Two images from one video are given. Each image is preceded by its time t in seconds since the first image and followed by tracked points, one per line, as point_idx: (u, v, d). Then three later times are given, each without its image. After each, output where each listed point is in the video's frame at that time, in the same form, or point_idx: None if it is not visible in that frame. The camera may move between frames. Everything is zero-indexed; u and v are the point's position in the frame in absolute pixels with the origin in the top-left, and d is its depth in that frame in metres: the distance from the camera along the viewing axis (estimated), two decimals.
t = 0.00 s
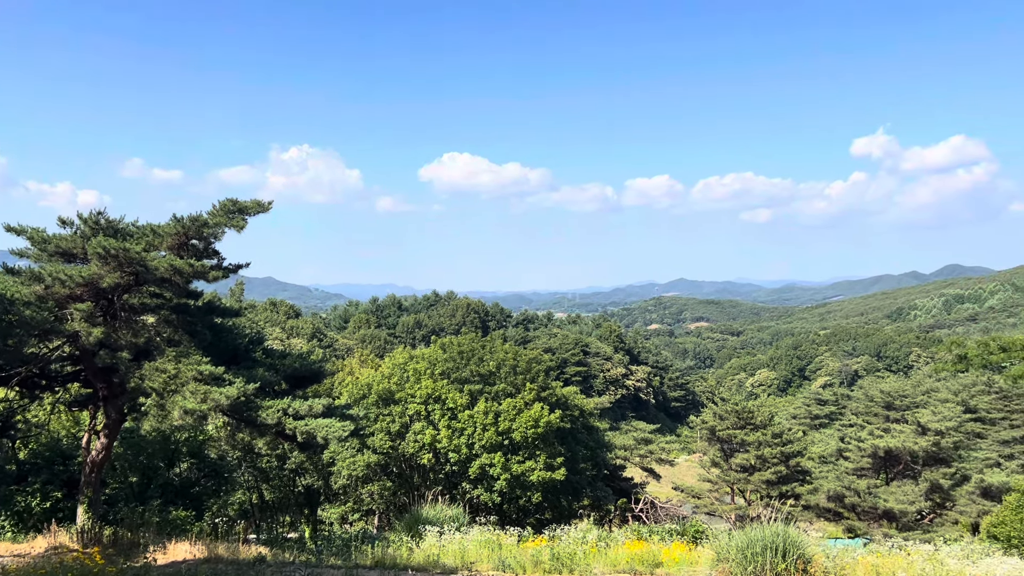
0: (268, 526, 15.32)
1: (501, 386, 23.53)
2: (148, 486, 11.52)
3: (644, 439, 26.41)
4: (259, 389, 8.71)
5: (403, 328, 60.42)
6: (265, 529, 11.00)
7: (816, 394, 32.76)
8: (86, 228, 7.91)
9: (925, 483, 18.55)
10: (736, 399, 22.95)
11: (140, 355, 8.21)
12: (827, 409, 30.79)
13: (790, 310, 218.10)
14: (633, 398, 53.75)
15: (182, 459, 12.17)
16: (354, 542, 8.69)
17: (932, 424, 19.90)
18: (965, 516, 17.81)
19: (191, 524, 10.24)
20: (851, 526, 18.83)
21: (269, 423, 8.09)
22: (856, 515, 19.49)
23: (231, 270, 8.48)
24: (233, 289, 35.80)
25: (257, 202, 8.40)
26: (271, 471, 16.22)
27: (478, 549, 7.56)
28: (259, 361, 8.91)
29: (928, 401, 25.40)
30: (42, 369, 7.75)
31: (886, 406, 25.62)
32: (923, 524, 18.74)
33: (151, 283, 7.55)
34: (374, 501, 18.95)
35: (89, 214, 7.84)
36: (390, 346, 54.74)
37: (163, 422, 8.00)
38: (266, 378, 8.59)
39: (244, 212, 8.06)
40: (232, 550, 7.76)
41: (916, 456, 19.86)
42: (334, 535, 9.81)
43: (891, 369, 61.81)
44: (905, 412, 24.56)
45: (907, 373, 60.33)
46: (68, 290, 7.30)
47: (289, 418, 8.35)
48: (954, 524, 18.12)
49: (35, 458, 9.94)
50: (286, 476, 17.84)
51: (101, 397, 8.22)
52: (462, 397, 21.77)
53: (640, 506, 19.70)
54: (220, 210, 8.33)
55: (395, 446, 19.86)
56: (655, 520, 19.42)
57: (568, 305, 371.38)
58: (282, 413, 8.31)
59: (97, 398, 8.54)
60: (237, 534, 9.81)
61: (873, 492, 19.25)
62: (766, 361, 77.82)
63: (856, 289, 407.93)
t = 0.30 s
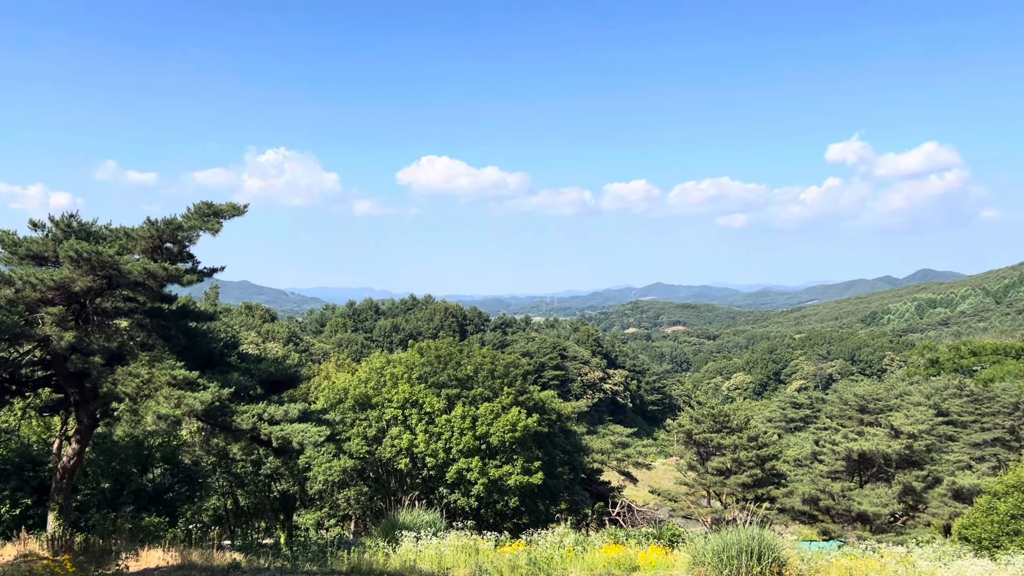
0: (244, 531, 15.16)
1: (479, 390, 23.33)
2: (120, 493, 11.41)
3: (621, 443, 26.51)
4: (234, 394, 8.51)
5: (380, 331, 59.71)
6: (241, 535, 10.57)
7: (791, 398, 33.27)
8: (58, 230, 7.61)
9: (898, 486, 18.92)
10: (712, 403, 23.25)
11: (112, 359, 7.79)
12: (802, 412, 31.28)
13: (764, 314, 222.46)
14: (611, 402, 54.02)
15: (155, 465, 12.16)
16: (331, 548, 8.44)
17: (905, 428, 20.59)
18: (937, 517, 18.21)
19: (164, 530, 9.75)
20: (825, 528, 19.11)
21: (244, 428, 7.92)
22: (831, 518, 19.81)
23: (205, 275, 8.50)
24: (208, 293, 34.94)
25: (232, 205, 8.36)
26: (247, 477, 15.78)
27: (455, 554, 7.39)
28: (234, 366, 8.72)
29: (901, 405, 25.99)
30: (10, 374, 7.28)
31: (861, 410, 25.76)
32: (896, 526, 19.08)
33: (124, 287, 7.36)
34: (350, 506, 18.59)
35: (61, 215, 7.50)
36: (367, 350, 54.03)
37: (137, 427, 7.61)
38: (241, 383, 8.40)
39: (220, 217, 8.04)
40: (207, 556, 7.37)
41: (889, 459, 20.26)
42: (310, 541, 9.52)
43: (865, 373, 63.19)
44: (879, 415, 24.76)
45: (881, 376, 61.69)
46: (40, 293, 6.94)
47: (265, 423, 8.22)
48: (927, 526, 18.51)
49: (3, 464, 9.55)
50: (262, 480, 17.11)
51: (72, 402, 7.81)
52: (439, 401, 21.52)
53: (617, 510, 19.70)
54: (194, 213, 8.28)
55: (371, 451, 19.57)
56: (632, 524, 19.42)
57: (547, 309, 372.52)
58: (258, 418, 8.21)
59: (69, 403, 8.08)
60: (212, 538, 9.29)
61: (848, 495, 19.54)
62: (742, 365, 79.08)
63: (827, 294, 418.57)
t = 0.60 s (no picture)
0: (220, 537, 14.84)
1: (457, 394, 23.14)
2: (94, 498, 11.24)
3: (600, 446, 26.57)
4: (210, 399, 8.21)
5: (358, 335, 59.01)
6: (217, 541, 10.43)
7: (768, 401, 33.74)
8: (31, 233, 7.29)
9: (873, 489, 19.28)
10: (690, 406, 23.47)
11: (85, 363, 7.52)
12: (778, 416, 31.75)
13: (741, 318, 226.06)
14: (590, 406, 54.25)
15: (129, 470, 12.13)
16: (307, 553, 8.27)
17: (881, 431, 21.15)
18: (911, 520, 18.59)
19: (139, 537, 9.44)
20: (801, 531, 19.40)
21: (220, 433, 7.68)
22: (807, 521, 20.07)
23: (182, 278, 8.16)
24: (184, 296, 34.19)
25: (209, 207, 8.25)
26: (223, 482, 15.35)
27: (434, 559, 7.26)
28: (210, 369, 8.41)
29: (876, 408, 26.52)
30: None
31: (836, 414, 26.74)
32: (871, 528, 19.44)
33: (99, 290, 7.04)
34: (329, 512, 18.47)
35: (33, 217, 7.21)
36: (346, 354, 53.34)
37: (109, 433, 7.30)
38: (218, 387, 8.08)
39: (197, 222, 8.03)
40: (183, 561, 7.22)
41: (865, 462, 20.63)
42: (286, 546, 9.33)
43: (841, 376, 64.41)
44: (855, 419, 25.71)
45: (856, 380, 62.94)
46: (11, 297, 6.65)
47: (241, 427, 8.00)
48: (901, 528, 18.88)
49: None
50: (238, 485, 16.67)
51: (44, 407, 7.48)
52: (418, 405, 21.29)
53: (595, 513, 19.72)
54: (169, 215, 8.06)
55: (349, 455, 19.28)
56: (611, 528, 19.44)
57: (527, 313, 373.37)
58: (234, 423, 7.99)
59: (41, 408, 7.78)
60: (187, 545, 9.15)
61: (824, 498, 19.85)
62: (720, 368, 80.20)
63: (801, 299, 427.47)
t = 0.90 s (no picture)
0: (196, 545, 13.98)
1: (438, 398, 22.89)
2: (68, 503, 11.20)
3: (580, 450, 26.55)
4: (187, 403, 8.12)
5: (338, 339, 58.25)
6: (193, 548, 10.62)
7: (746, 406, 34.15)
8: (5, 234, 7.00)
9: (851, 492, 19.56)
10: (670, 410, 23.63)
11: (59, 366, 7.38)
12: (757, 419, 32.13)
13: (719, 323, 229.17)
14: (570, 410, 54.35)
15: (104, 475, 12.00)
16: (285, 559, 8.08)
17: (858, 435, 21.62)
18: (888, 523, 18.92)
19: (114, 541, 9.57)
20: (779, 534, 19.78)
21: (197, 437, 7.43)
22: (785, 525, 20.46)
23: (159, 280, 8.10)
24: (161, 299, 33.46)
25: (189, 210, 8.11)
26: (200, 486, 14.98)
27: (413, 563, 7.10)
28: (188, 373, 8.28)
29: (853, 412, 26.97)
30: None
31: (815, 418, 26.81)
32: (849, 531, 19.72)
33: (75, 293, 6.79)
34: (307, 518, 17.98)
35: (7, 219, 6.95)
36: (325, 358, 52.59)
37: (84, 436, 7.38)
38: (195, 391, 7.99)
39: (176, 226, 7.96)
40: (158, 567, 6.91)
41: (842, 466, 20.95)
42: (264, 551, 9.14)
43: (819, 380, 65.49)
44: (831, 423, 26.13)
45: (834, 384, 64.07)
46: None
47: (219, 431, 7.79)
48: (877, 531, 19.21)
49: None
50: (215, 491, 15.95)
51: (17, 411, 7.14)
52: (398, 409, 21.03)
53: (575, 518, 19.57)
54: (147, 218, 7.80)
55: (328, 459, 18.97)
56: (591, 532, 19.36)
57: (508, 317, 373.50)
58: (211, 427, 7.79)
59: (12, 411, 7.37)
60: (164, 551, 8.91)
61: (802, 502, 20.03)
62: (699, 372, 81.14)
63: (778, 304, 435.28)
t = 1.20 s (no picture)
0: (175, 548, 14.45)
1: (419, 402, 22.66)
2: (44, 508, 10.69)
3: (562, 454, 26.52)
4: (166, 407, 8.03)
5: (319, 342, 57.57)
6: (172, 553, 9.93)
7: (727, 409, 34.46)
8: None
9: (830, 496, 19.77)
10: (651, 414, 23.78)
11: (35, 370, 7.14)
12: (737, 423, 32.44)
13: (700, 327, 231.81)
14: (552, 414, 54.36)
15: (81, 479, 11.48)
16: (264, 563, 7.92)
17: (837, 439, 21.87)
18: (867, 526, 19.20)
19: (91, 547, 9.01)
20: (760, 538, 19.91)
21: (176, 441, 7.35)
22: (766, 529, 20.59)
23: (138, 282, 8.26)
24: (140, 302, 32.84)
25: (168, 211, 8.47)
26: (179, 492, 14.65)
27: (393, 567, 6.98)
28: (167, 377, 8.20)
29: (832, 416, 27.35)
30: None
31: (794, 421, 27.21)
32: (828, 535, 19.92)
33: (51, 295, 6.92)
34: (286, 522, 17.74)
35: None
36: (307, 362, 51.91)
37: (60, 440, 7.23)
38: (174, 395, 7.91)
39: (156, 227, 8.28)
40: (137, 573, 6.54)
41: (821, 469, 21.26)
42: (244, 556, 8.94)
43: (799, 384, 66.44)
44: (810, 426, 26.13)
45: (814, 388, 65.02)
46: None
47: (198, 435, 7.66)
48: (856, 534, 19.45)
49: None
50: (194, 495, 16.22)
51: None
52: (379, 412, 20.78)
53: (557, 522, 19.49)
54: (126, 220, 8.17)
55: (309, 464, 18.67)
56: (573, 536, 19.32)
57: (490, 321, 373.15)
58: (190, 430, 7.64)
59: None
60: (141, 556, 8.65)
61: (781, 505, 20.35)
62: (681, 376, 81.88)
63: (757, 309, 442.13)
